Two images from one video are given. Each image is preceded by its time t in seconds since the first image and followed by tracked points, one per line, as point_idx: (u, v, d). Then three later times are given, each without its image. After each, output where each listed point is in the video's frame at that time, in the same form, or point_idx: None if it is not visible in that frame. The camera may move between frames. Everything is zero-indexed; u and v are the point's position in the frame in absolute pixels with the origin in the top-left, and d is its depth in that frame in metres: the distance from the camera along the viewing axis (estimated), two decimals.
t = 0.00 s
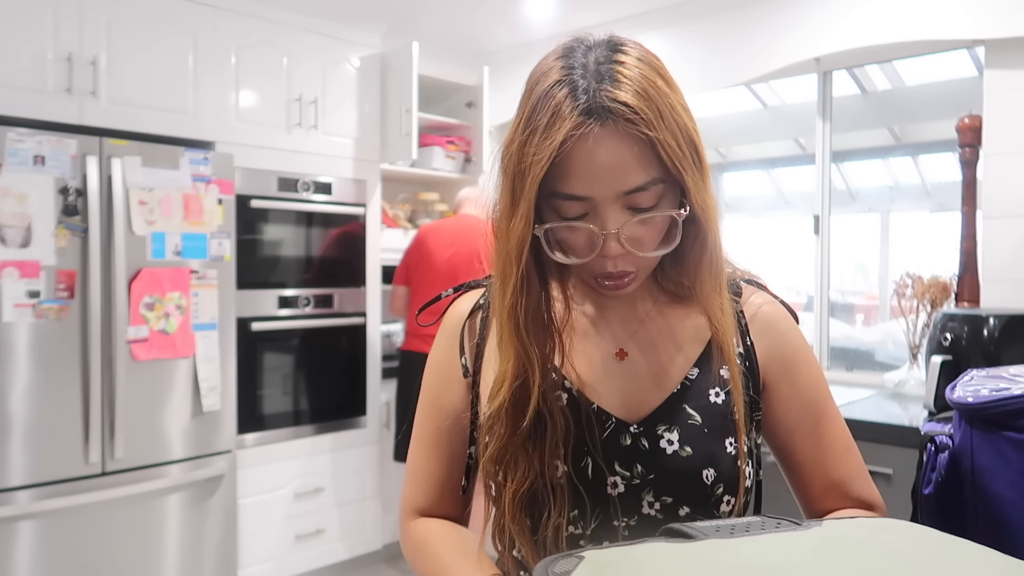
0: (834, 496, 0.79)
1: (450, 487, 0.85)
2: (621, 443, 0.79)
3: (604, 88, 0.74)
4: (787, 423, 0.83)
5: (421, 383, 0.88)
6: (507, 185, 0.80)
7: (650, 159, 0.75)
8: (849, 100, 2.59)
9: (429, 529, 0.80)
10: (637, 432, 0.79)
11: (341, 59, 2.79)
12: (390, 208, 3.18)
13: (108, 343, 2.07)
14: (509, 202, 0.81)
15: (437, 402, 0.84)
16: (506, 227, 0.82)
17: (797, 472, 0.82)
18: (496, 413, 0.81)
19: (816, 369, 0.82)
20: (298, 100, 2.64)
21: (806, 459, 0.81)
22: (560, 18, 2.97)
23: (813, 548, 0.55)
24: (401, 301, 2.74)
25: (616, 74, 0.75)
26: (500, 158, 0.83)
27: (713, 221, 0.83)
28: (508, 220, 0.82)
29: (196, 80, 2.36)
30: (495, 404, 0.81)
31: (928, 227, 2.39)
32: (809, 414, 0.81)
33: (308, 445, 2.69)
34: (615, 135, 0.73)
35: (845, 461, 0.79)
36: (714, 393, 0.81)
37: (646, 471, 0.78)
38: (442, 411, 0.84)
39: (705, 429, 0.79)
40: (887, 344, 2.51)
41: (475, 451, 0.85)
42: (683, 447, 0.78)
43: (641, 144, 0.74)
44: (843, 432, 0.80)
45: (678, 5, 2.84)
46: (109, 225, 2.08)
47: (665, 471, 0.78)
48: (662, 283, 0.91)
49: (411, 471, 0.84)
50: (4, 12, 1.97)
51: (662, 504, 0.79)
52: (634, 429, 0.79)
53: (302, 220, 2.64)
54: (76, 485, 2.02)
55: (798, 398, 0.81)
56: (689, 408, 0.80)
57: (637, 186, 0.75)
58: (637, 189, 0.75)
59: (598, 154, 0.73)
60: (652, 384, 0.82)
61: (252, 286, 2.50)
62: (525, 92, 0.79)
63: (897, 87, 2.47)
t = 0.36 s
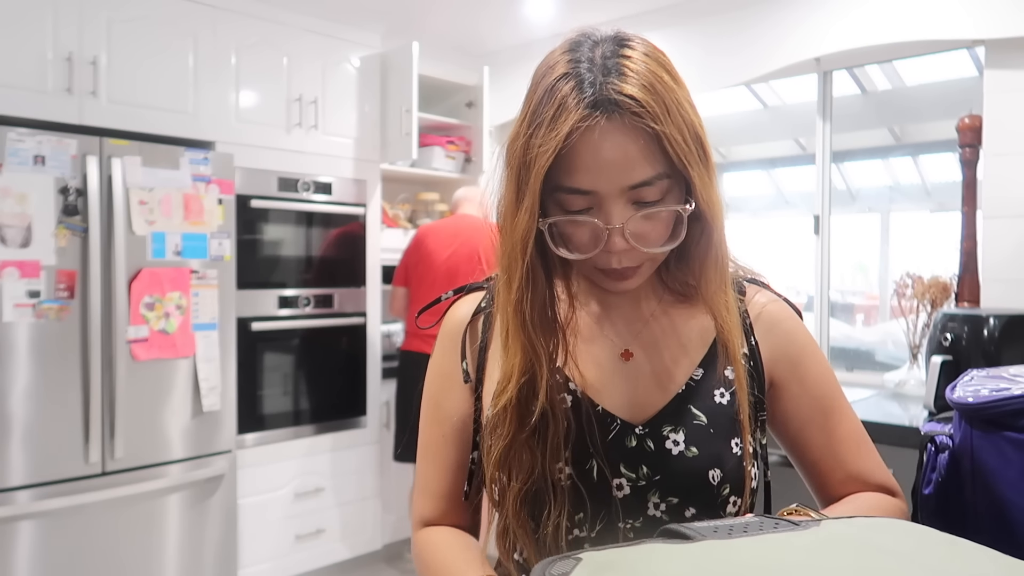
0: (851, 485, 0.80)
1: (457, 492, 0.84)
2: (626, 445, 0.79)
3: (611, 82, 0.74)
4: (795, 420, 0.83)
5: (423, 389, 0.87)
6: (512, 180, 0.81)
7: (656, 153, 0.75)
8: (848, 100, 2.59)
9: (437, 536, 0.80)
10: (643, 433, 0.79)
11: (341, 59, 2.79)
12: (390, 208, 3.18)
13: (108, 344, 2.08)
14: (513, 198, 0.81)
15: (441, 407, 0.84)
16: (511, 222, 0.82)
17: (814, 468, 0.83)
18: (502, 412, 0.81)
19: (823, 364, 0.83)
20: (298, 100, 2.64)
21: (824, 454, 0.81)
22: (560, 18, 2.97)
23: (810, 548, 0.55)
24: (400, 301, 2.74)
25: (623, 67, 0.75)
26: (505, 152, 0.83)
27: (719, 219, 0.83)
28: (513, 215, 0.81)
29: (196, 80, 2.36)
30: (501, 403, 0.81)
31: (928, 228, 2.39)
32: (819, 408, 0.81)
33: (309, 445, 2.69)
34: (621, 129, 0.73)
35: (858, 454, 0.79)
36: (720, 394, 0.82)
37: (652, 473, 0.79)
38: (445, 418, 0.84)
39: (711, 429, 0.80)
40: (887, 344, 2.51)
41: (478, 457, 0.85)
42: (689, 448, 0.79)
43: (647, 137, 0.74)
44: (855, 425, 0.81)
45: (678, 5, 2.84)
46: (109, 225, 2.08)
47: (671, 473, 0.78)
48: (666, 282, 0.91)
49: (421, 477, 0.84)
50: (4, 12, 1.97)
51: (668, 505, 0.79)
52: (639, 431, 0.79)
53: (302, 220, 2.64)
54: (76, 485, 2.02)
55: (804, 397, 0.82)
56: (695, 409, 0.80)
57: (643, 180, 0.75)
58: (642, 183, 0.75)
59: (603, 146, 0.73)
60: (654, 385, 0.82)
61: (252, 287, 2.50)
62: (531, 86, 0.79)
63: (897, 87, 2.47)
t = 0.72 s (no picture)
0: (841, 489, 0.80)
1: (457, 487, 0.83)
2: (636, 436, 0.79)
3: (618, 70, 0.76)
4: (793, 420, 0.84)
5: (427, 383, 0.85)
6: (523, 169, 0.81)
7: (664, 139, 0.76)
8: (849, 100, 2.59)
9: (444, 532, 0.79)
10: (653, 425, 0.79)
11: (341, 59, 2.79)
12: (390, 208, 3.18)
13: (108, 343, 2.08)
14: (524, 187, 0.82)
15: (452, 402, 0.83)
16: (523, 207, 0.82)
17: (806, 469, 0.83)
18: (511, 404, 0.79)
19: (822, 364, 0.84)
20: (298, 100, 2.64)
21: (816, 457, 0.82)
22: (560, 18, 2.96)
23: (807, 548, 0.55)
24: (399, 301, 2.73)
25: (630, 58, 0.77)
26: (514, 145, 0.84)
27: (721, 209, 0.84)
28: (525, 200, 0.81)
29: (196, 80, 2.36)
30: (515, 392, 0.79)
31: (928, 227, 2.39)
32: (817, 407, 0.82)
33: (309, 445, 2.69)
34: (630, 114, 0.74)
35: (852, 458, 0.80)
36: (727, 386, 0.81)
37: (663, 464, 0.78)
38: (457, 409, 0.83)
39: (719, 421, 0.79)
40: (887, 344, 2.51)
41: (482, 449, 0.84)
42: (699, 439, 0.78)
43: (655, 123, 0.75)
44: (852, 425, 0.81)
45: (678, 5, 2.84)
46: (109, 225, 2.08)
47: (681, 463, 0.78)
48: (672, 277, 0.91)
49: (417, 472, 0.82)
50: (4, 12, 1.97)
51: (680, 497, 0.78)
52: (649, 423, 0.79)
53: (302, 220, 2.64)
54: (76, 485, 2.02)
55: (801, 395, 0.83)
56: (704, 402, 0.80)
57: (651, 166, 0.76)
58: (651, 169, 0.76)
59: (613, 131, 0.74)
60: (660, 378, 0.82)
61: (252, 286, 2.50)
62: (540, 79, 0.81)
63: (897, 87, 2.47)
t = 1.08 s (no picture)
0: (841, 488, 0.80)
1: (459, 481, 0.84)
2: (643, 431, 0.78)
3: (621, 65, 0.76)
4: (796, 420, 0.83)
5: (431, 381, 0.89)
6: (527, 162, 0.82)
7: (664, 133, 0.77)
8: (849, 100, 2.58)
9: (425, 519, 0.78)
10: (659, 419, 0.78)
11: (341, 59, 2.79)
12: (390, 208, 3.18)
13: (108, 343, 2.08)
14: (528, 180, 0.82)
15: (445, 398, 0.85)
16: (525, 196, 0.83)
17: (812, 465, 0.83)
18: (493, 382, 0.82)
19: (824, 366, 0.84)
20: (298, 100, 2.64)
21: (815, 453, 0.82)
22: (560, 18, 2.97)
23: (810, 548, 0.55)
24: (398, 301, 2.73)
25: (633, 53, 0.78)
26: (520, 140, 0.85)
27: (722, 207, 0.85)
28: (527, 189, 0.82)
29: (197, 80, 2.36)
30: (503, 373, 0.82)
31: (928, 227, 2.38)
32: (822, 405, 0.81)
33: (310, 445, 2.69)
34: (631, 106, 0.75)
35: (852, 457, 0.79)
36: (732, 384, 0.80)
37: (670, 458, 0.77)
38: (450, 405, 0.85)
39: (725, 417, 0.79)
40: (887, 344, 2.51)
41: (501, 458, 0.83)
42: (705, 435, 0.77)
43: (656, 116, 0.76)
44: (854, 429, 0.81)
45: (678, 5, 2.84)
46: (109, 225, 2.08)
47: (688, 458, 0.77)
48: (676, 277, 0.91)
49: (421, 465, 0.85)
50: (4, 12, 1.97)
51: (686, 492, 0.77)
52: (655, 417, 0.78)
53: (302, 220, 2.64)
54: (76, 485, 2.02)
55: (800, 394, 0.83)
56: (710, 398, 0.79)
57: (650, 158, 0.76)
58: (650, 160, 0.76)
59: (614, 123, 0.75)
60: (664, 375, 0.81)
61: (253, 286, 2.50)
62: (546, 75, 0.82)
63: (897, 87, 2.47)
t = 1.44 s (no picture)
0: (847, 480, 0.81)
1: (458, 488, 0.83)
2: (637, 430, 0.78)
3: (609, 60, 0.78)
4: (790, 414, 0.85)
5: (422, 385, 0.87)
6: (515, 156, 0.82)
7: (651, 126, 0.78)
8: (849, 100, 2.59)
9: (423, 543, 0.76)
10: (653, 418, 0.78)
11: (341, 59, 2.79)
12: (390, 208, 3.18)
13: (108, 343, 2.08)
14: (516, 173, 0.83)
15: (438, 400, 0.84)
16: (514, 190, 0.84)
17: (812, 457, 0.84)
18: (488, 378, 0.81)
19: (816, 360, 0.86)
20: (298, 100, 2.64)
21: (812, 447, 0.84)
22: (560, 18, 2.96)
23: (811, 547, 0.55)
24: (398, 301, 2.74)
25: (621, 49, 0.79)
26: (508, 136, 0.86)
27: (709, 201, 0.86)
28: (516, 182, 0.83)
29: (197, 80, 2.36)
30: (495, 370, 0.81)
31: (928, 227, 2.38)
32: (815, 397, 0.83)
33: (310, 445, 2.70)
34: (618, 100, 0.76)
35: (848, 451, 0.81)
36: (725, 381, 0.81)
37: (664, 457, 0.77)
38: (442, 407, 0.84)
39: (719, 415, 0.79)
40: (887, 345, 2.51)
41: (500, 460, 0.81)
42: (699, 432, 0.78)
43: (643, 109, 0.77)
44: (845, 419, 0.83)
45: (678, 5, 2.84)
46: (109, 225, 2.08)
47: (682, 456, 0.77)
48: (666, 276, 0.92)
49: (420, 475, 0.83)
50: (4, 12, 1.97)
51: (680, 490, 0.77)
52: (649, 416, 0.78)
53: (302, 220, 2.64)
54: (76, 485, 2.02)
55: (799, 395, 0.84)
56: (702, 395, 0.80)
57: (638, 151, 0.77)
58: (637, 154, 0.77)
59: (600, 115, 0.76)
60: (655, 373, 0.82)
61: (253, 286, 2.50)
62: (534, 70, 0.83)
63: (897, 87, 2.47)
